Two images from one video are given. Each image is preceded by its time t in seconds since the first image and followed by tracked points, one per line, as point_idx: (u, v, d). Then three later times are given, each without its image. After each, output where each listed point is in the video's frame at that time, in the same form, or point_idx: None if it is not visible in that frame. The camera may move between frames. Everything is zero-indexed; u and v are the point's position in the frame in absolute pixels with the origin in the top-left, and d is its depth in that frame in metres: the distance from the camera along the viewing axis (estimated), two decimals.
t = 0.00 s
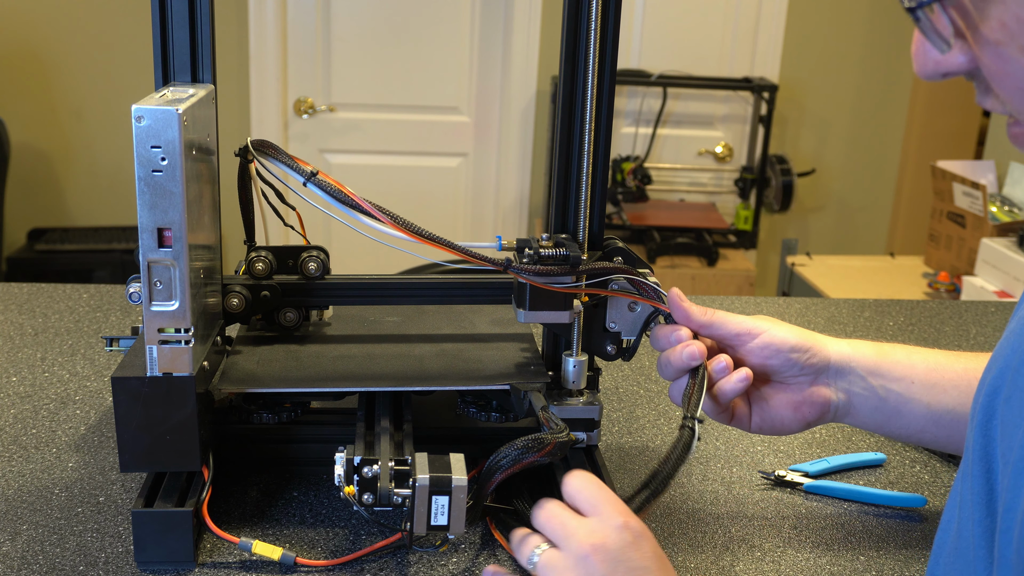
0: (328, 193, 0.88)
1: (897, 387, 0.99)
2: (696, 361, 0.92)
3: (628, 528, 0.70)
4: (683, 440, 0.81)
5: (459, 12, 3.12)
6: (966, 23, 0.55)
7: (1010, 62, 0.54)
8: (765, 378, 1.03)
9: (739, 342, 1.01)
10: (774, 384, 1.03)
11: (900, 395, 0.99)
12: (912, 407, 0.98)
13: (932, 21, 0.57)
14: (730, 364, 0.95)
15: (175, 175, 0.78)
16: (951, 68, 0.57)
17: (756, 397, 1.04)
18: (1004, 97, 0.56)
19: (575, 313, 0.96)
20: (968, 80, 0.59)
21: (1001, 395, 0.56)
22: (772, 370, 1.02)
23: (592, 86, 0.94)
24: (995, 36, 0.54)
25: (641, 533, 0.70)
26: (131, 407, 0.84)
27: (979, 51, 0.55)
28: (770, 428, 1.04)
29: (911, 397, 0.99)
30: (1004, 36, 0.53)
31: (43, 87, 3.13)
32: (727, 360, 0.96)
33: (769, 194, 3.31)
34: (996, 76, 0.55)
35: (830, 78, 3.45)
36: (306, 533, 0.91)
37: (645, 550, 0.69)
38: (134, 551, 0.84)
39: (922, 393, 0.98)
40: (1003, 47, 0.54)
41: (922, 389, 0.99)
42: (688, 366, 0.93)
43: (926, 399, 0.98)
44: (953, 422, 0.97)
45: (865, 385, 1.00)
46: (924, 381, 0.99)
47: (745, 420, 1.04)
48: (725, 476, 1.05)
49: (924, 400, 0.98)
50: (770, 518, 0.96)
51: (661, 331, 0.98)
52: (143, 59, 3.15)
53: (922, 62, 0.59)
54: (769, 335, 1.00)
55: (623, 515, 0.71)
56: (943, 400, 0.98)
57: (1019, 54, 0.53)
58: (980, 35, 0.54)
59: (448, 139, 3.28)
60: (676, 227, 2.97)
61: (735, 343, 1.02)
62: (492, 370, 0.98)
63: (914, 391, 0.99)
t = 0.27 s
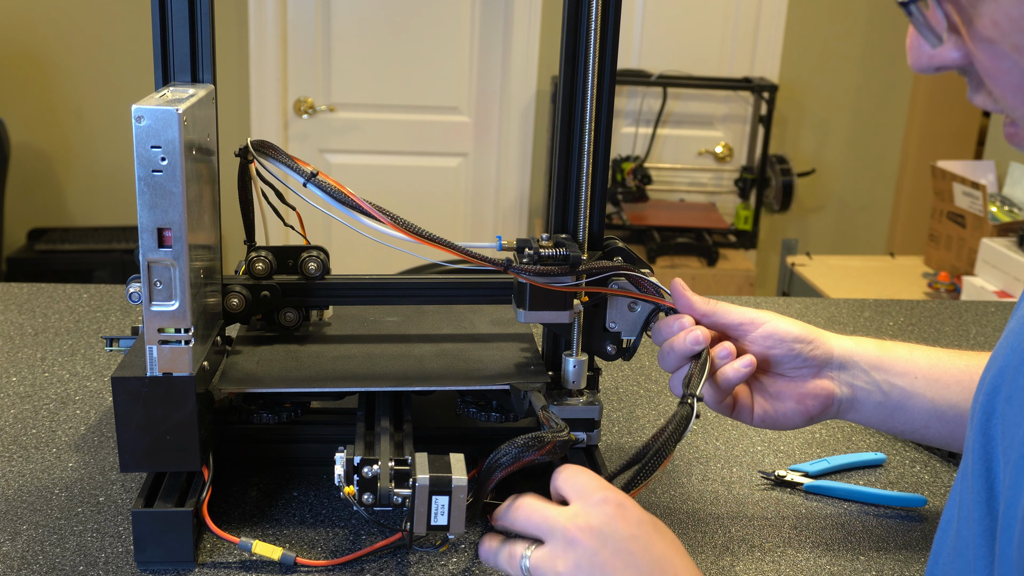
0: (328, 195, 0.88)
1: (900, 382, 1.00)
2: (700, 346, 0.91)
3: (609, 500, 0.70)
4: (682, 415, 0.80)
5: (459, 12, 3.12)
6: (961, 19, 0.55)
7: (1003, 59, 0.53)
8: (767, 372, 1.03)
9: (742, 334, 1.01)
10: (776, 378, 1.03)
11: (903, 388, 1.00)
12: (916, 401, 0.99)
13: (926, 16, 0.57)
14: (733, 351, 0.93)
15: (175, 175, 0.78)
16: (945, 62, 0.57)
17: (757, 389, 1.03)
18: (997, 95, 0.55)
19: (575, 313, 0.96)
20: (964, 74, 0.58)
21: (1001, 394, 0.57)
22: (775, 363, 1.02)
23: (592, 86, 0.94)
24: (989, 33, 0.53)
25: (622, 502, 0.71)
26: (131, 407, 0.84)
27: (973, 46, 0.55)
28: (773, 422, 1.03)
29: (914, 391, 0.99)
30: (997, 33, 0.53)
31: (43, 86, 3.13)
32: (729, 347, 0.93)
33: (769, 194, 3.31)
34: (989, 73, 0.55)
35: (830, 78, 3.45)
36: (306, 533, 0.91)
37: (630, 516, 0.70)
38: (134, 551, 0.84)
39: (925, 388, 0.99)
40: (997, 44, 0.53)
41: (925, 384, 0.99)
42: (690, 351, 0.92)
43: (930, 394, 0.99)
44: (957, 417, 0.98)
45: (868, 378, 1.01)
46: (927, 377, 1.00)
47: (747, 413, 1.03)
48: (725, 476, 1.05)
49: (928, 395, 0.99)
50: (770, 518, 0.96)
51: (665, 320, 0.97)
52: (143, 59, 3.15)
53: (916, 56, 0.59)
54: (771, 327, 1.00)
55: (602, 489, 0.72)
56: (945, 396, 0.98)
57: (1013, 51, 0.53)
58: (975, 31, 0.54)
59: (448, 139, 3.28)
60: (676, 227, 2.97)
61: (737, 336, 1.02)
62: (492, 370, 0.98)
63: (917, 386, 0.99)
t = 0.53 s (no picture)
0: (328, 194, 0.88)
1: (901, 379, 1.00)
2: (703, 340, 0.91)
3: (615, 483, 0.68)
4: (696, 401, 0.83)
5: (459, 12, 3.12)
6: (965, 14, 0.55)
7: (1008, 55, 0.53)
8: (769, 371, 1.04)
9: (743, 330, 1.02)
10: (778, 376, 1.03)
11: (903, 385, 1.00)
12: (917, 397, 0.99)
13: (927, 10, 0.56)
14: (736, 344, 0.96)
15: (175, 175, 0.78)
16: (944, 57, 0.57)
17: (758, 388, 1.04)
18: (998, 92, 0.55)
19: (575, 313, 0.96)
20: (962, 74, 0.58)
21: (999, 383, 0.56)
22: (776, 360, 1.03)
23: (592, 86, 0.94)
24: (994, 28, 0.53)
25: (629, 484, 0.68)
26: (131, 407, 0.84)
27: (975, 42, 0.55)
28: (775, 421, 1.03)
29: (914, 388, 0.99)
30: (1001, 28, 0.53)
31: (43, 86, 3.13)
32: (733, 341, 0.97)
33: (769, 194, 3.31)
34: (993, 69, 0.54)
35: (830, 77, 3.45)
36: (306, 533, 0.91)
37: (638, 500, 0.67)
38: (134, 551, 0.84)
39: (926, 384, 0.99)
40: (1002, 39, 0.53)
41: (926, 381, 0.99)
42: (693, 345, 0.91)
43: (930, 391, 0.99)
44: (958, 415, 0.97)
45: (868, 375, 1.01)
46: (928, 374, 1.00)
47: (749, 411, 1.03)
48: (725, 476, 1.05)
49: (928, 393, 0.99)
50: (770, 518, 0.96)
51: (666, 318, 0.97)
52: (144, 59, 3.15)
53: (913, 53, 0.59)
54: (772, 323, 1.02)
55: (609, 470, 0.69)
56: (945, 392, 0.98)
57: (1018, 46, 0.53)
58: (980, 24, 0.54)
59: (448, 139, 3.28)
60: (676, 227, 2.97)
61: (739, 334, 1.04)
62: (492, 370, 0.98)
63: (917, 383, 0.99)
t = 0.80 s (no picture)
0: (328, 194, 0.88)
1: (902, 376, 1.00)
2: (703, 334, 0.89)
3: (655, 458, 0.64)
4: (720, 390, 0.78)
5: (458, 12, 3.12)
6: (967, 12, 0.55)
7: (1012, 53, 0.53)
8: (770, 368, 1.04)
9: (743, 327, 1.03)
10: (778, 373, 1.03)
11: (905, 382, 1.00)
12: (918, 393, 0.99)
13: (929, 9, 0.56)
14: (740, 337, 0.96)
15: (175, 175, 0.78)
16: (944, 57, 0.57)
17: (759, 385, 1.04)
18: (1001, 91, 0.55)
19: (575, 314, 0.96)
20: (963, 73, 0.58)
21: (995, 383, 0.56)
22: (776, 357, 1.03)
23: (592, 86, 0.94)
24: (997, 27, 0.53)
25: (669, 463, 0.64)
26: (131, 407, 0.84)
27: (978, 40, 0.55)
28: (777, 419, 1.02)
29: (915, 384, 0.99)
30: (1005, 26, 0.53)
31: (43, 86, 3.13)
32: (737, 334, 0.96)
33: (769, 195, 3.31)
34: (997, 67, 0.54)
35: (830, 77, 3.45)
36: (306, 533, 0.91)
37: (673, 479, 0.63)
38: (134, 551, 0.84)
39: (927, 380, 0.99)
40: (1005, 37, 0.53)
41: (927, 378, 0.99)
42: (694, 340, 0.90)
43: (931, 388, 0.99)
44: (959, 412, 0.97)
45: (869, 372, 1.01)
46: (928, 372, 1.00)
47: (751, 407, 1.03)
48: (725, 476, 1.05)
49: (929, 389, 0.99)
50: (770, 518, 0.96)
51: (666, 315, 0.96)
52: (143, 59, 3.15)
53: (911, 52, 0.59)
54: (772, 319, 1.02)
55: (650, 444, 0.65)
56: (945, 388, 0.98)
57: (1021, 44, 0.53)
58: (983, 22, 0.54)
59: (448, 139, 3.28)
60: (676, 227, 2.97)
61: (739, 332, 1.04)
62: (492, 370, 0.98)
63: (918, 380, 0.99)
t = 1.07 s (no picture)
0: (328, 193, 0.88)
1: (903, 381, 0.99)
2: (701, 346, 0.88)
3: (691, 486, 0.63)
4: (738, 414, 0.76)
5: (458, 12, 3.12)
6: (963, 11, 0.54)
7: (1005, 52, 0.53)
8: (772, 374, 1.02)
9: (745, 335, 1.01)
10: (781, 380, 1.02)
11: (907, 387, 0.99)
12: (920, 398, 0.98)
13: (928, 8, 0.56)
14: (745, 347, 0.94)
15: (174, 175, 0.78)
16: (941, 56, 0.56)
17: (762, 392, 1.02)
18: (993, 92, 0.54)
19: (575, 314, 0.96)
20: (959, 73, 0.58)
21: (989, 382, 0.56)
22: (779, 366, 1.01)
23: (592, 86, 0.94)
24: (993, 24, 0.53)
25: (706, 492, 0.63)
26: (131, 407, 0.84)
27: (973, 39, 0.54)
28: (780, 425, 1.02)
29: (917, 389, 0.99)
30: (1001, 24, 0.52)
31: (43, 86, 3.13)
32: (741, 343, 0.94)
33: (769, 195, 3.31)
34: (989, 66, 0.54)
35: (830, 77, 3.45)
36: (307, 533, 0.91)
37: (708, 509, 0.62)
38: (135, 551, 0.84)
39: (928, 384, 0.99)
40: (1001, 35, 0.53)
41: (928, 382, 0.99)
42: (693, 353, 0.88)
43: (932, 392, 0.98)
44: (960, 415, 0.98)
45: (871, 378, 1.00)
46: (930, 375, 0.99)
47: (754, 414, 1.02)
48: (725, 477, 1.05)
49: (930, 393, 0.98)
50: (770, 518, 0.96)
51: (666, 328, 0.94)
52: (143, 59, 3.15)
53: (909, 53, 0.59)
54: (774, 327, 1.00)
55: (687, 472, 0.64)
56: (947, 391, 0.98)
57: (1017, 42, 0.52)
58: (978, 21, 0.53)
59: (448, 139, 3.28)
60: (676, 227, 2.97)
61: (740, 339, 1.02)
62: (492, 370, 0.98)
63: (920, 384, 0.99)
